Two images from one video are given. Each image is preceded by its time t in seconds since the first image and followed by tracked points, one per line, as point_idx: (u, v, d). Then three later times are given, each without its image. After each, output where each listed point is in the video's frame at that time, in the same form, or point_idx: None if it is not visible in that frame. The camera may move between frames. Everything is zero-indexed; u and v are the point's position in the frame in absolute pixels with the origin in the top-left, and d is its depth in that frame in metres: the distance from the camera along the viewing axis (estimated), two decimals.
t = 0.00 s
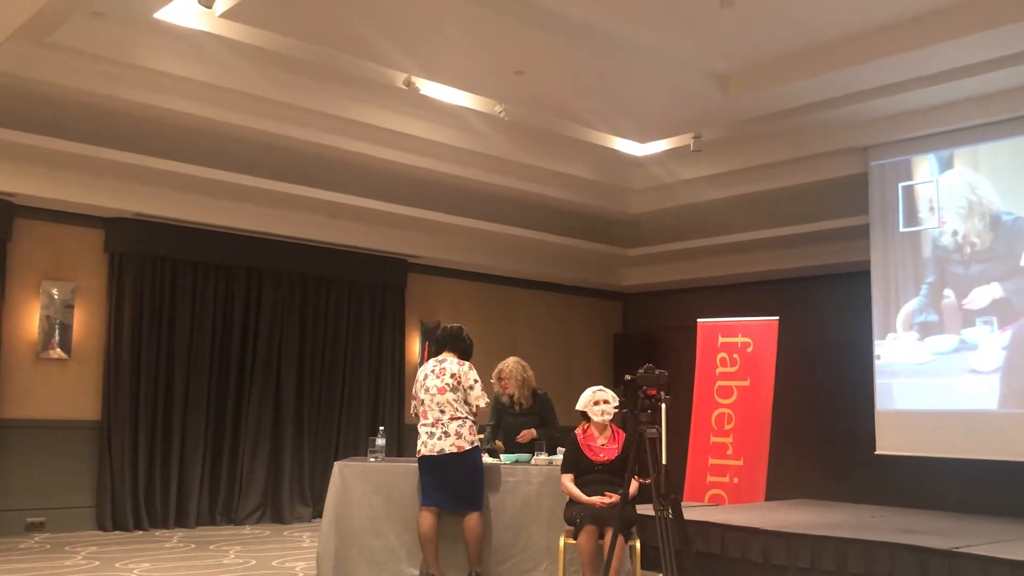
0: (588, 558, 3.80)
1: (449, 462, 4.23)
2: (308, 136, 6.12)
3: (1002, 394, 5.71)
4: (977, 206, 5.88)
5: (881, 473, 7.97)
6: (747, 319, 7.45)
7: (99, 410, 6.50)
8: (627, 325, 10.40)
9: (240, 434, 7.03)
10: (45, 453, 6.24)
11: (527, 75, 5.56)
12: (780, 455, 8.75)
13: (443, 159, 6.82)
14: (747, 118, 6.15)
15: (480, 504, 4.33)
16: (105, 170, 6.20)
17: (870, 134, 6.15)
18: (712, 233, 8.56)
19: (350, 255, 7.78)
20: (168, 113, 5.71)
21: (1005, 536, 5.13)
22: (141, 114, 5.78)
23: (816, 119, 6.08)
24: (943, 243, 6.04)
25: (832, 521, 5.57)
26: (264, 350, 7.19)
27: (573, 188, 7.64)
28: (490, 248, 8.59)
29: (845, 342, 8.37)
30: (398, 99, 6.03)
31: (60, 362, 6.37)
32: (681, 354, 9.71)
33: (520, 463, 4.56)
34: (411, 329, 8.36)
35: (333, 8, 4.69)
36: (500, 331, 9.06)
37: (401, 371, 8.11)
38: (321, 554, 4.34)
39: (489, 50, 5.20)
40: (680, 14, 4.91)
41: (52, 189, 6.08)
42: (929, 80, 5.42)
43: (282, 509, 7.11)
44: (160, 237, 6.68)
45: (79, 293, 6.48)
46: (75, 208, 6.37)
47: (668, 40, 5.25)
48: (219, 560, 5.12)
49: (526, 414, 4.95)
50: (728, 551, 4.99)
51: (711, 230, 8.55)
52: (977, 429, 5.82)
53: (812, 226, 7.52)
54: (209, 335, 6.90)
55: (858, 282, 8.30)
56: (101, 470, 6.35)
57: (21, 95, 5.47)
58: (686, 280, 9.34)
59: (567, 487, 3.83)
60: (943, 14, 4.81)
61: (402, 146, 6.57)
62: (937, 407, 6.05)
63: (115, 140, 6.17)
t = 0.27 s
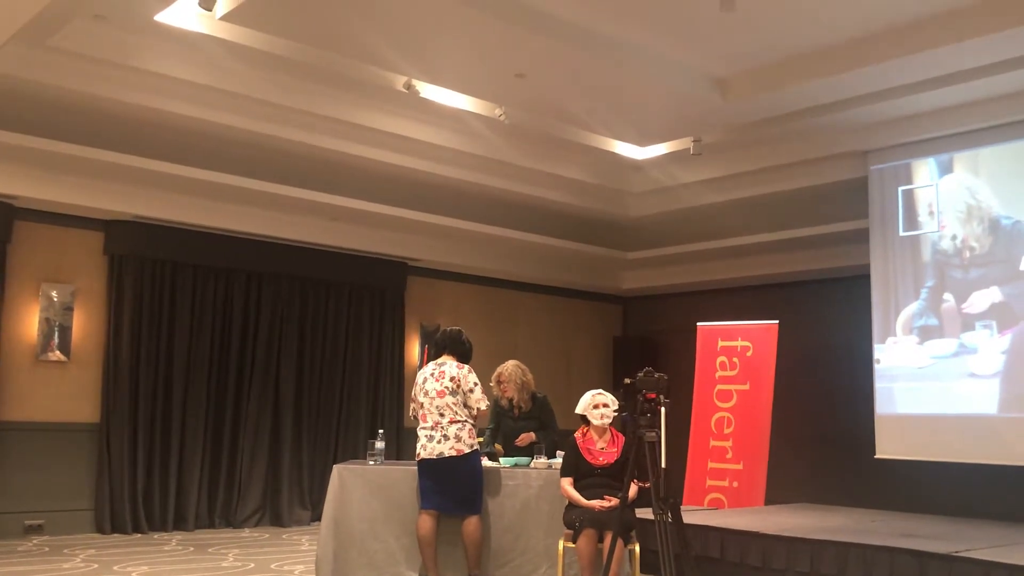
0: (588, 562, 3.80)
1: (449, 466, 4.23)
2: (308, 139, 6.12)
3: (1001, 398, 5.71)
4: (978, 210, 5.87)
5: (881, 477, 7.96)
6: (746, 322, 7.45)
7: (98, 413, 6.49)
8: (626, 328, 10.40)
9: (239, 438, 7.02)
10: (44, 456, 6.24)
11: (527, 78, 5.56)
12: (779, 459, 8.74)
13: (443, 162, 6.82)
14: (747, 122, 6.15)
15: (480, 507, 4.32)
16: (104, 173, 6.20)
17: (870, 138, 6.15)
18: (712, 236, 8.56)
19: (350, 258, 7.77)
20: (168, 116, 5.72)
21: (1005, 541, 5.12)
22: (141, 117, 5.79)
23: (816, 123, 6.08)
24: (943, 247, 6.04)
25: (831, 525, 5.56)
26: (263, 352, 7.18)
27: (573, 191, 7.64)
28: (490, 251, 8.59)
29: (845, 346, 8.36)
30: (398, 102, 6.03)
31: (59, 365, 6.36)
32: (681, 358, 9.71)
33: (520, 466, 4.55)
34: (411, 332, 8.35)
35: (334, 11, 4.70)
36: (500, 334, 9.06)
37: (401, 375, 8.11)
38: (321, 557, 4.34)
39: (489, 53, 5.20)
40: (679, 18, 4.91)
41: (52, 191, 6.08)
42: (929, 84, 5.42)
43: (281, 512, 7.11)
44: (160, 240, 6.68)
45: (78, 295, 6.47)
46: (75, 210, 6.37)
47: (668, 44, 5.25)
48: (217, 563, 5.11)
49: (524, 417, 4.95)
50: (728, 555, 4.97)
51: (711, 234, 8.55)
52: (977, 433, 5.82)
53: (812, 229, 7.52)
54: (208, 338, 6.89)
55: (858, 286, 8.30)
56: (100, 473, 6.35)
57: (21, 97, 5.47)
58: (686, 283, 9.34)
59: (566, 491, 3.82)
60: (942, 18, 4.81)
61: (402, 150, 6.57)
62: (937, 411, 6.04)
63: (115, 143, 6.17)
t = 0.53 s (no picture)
0: (588, 564, 3.79)
1: (449, 468, 4.22)
2: (309, 141, 6.12)
3: (1002, 400, 5.71)
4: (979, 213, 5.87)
5: (881, 479, 7.95)
6: (747, 324, 7.45)
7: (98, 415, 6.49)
8: (627, 330, 10.40)
9: (239, 440, 7.02)
10: (43, 458, 6.23)
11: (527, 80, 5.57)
12: (780, 461, 8.74)
13: (443, 164, 6.83)
14: (748, 124, 6.16)
15: (480, 509, 4.32)
16: (105, 175, 6.20)
17: (870, 140, 6.16)
18: (712, 238, 8.56)
19: (350, 260, 7.78)
20: (169, 118, 5.72)
21: (1006, 543, 5.11)
22: (142, 119, 5.79)
23: (816, 125, 6.09)
24: (944, 249, 6.03)
25: (832, 527, 5.56)
26: (263, 354, 7.18)
27: (573, 193, 7.64)
28: (491, 253, 8.59)
29: (846, 348, 8.36)
30: (399, 105, 6.04)
31: (60, 367, 6.36)
32: (681, 360, 9.71)
33: (520, 468, 4.55)
34: (411, 334, 8.35)
35: (334, 13, 4.71)
36: (500, 336, 9.06)
37: (401, 377, 8.10)
38: (321, 559, 4.34)
39: (489, 56, 5.21)
40: (680, 20, 4.92)
41: (52, 193, 6.08)
42: (929, 86, 5.43)
43: (281, 514, 7.11)
44: (161, 242, 6.68)
45: (79, 297, 6.48)
46: (75, 212, 6.37)
47: (668, 46, 5.26)
48: (218, 565, 5.11)
49: (525, 418, 4.95)
50: (728, 557, 4.96)
51: (712, 236, 8.56)
52: (977, 435, 5.81)
53: (812, 231, 7.53)
54: (209, 340, 6.89)
55: (858, 288, 8.30)
56: (100, 475, 6.34)
57: (22, 99, 5.48)
58: (686, 285, 9.34)
59: (567, 493, 3.82)
60: (942, 20, 4.82)
61: (402, 152, 6.57)
62: (937, 413, 6.04)
63: (116, 144, 6.18)
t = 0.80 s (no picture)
0: (589, 566, 3.78)
1: (450, 469, 4.22)
2: (310, 142, 6.12)
3: (1003, 401, 5.70)
4: (979, 214, 5.87)
5: (883, 481, 7.94)
6: (748, 325, 7.44)
7: (99, 416, 6.50)
8: (628, 331, 10.39)
9: (239, 441, 7.02)
10: (45, 459, 6.23)
11: (528, 81, 5.57)
12: (781, 462, 8.73)
13: (444, 165, 6.83)
14: (749, 125, 6.16)
15: (481, 510, 4.32)
16: (106, 176, 6.20)
17: (871, 141, 6.16)
18: (713, 239, 8.56)
19: (351, 261, 7.78)
20: (170, 119, 5.73)
21: (1007, 544, 5.10)
22: (143, 120, 5.80)
23: (817, 126, 6.09)
24: (945, 250, 6.03)
25: (833, 528, 5.56)
26: (264, 355, 7.18)
27: (574, 194, 7.64)
28: (492, 254, 8.59)
29: (847, 349, 8.35)
30: (400, 106, 6.04)
31: (61, 368, 6.36)
32: (682, 361, 9.70)
33: (521, 469, 4.55)
34: (412, 335, 8.36)
35: (335, 15, 4.71)
36: (501, 337, 9.06)
37: (402, 378, 8.11)
38: (321, 561, 4.31)
39: (490, 57, 5.21)
40: (681, 21, 4.93)
41: (54, 194, 6.09)
42: (930, 87, 5.43)
43: (282, 516, 7.11)
44: (162, 243, 6.68)
45: (81, 298, 6.48)
46: (76, 213, 6.38)
47: (668, 47, 5.26)
48: (219, 566, 5.11)
49: (526, 419, 4.95)
50: (729, 558, 4.95)
51: (713, 237, 8.55)
52: (978, 436, 5.81)
53: (813, 232, 7.53)
54: (210, 341, 6.89)
55: (860, 289, 8.30)
56: (101, 476, 6.35)
57: (24, 101, 5.49)
58: (687, 287, 9.34)
59: (568, 494, 3.82)
60: (943, 22, 4.82)
61: (403, 153, 6.57)
62: (938, 414, 6.04)
63: (118, 146, 6.18)
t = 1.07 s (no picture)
0: (590, 566, 3.77)
1: (450, 469, 4.22)
2: (310, 142, 6.12)
3: (1004, 401, 5.69)
4: (980, 214, 5.87)
5: (883, 481, 7.94)
6: (748, 326, 7.44)
7: (100, 416, 6.49)
8: (628, 332, 10.39)
9: (240, 441, 7.02)
10: (46, 459, 6.23)
11: (528, 82, 5.57)
12: (782, 462, 8.73)
13: (445, 166, 6.83)
14: (749, 125, 6.15)
15: (481, 511, 4.32)
16: (107, 177, 6.20)
17: (871, 141, 6.15)
18: (714, 239, 8.56)
19: (352, 262, 7.78)
20: (170, 119, 5.72)
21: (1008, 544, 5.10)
22: (143, 121, 5.80)
23: (817, 126, 6.08)
24: (946, 250, 6.02)
25: (834, 529, 5.55)
26: (265, 356, 7.18)
27: (574, 194, 7.64)
28: (492, 254, 8.59)
29: (848, 349, 8.35)
30: (400, 106, 6.04)
31: (61, 369, 6.36)
32: (683, 362, 9.70)
33: (522, 469, 4.55)
34: (413, 336, 8.36)
35: (335, 15, 4.71)
36: (501, 337, 9.06)
37: (403, 378, 8.11)
38: (322, 562, 4.31)
39: (490, 57, 5.21)
40: (681, 21, 4.92)
41: (55, 195, 6.09)
42: (930, 87, 5.43)
43: (282, 516, 7.11)
44: (163, 244, 6.68)
45: (81, 298, 6.48)
46: (77, 214, 6.37)
47: (669, 47, 5.26)
48: (219, 566, 5.11)
49: (528, 419, 4.94)
50: (731, 558, 4.95)
51: (713, 237, 8.55)
52: (979, 436, 5.80)
53: (813, 232, 7.53)
54: (210, 341, 6.89)
55: (860, 289, 8.29)
56: (102, 477, 6.34)
57: (24, 102, 5.49)
58: (688, 287, 9.34)
59: (569, 494, 3.81)
60: (943, 22, 4.82)
61: (404, 153, 6.57)
62: (939, 414, 6.03)
63: (118, 146, 6.18)
